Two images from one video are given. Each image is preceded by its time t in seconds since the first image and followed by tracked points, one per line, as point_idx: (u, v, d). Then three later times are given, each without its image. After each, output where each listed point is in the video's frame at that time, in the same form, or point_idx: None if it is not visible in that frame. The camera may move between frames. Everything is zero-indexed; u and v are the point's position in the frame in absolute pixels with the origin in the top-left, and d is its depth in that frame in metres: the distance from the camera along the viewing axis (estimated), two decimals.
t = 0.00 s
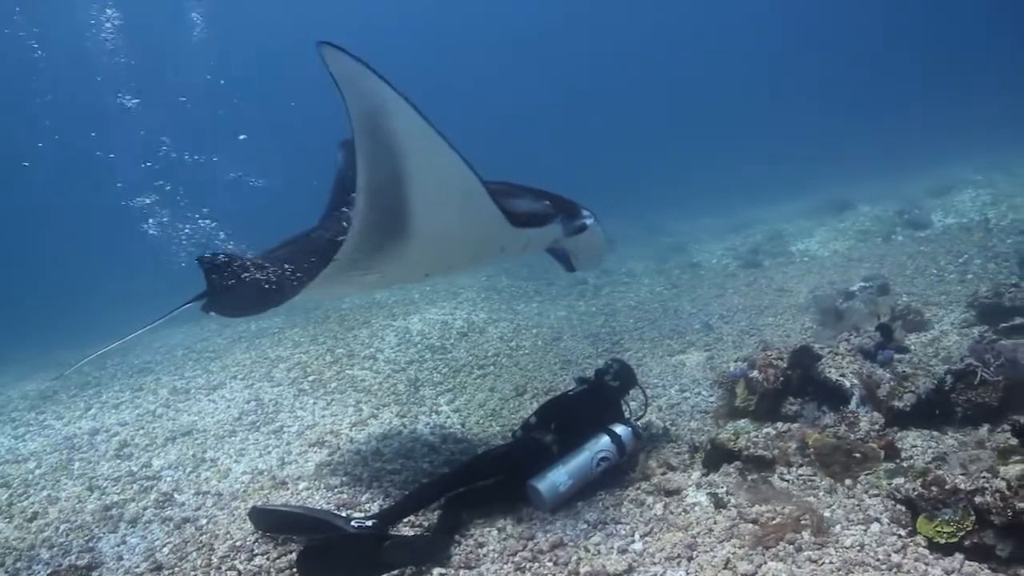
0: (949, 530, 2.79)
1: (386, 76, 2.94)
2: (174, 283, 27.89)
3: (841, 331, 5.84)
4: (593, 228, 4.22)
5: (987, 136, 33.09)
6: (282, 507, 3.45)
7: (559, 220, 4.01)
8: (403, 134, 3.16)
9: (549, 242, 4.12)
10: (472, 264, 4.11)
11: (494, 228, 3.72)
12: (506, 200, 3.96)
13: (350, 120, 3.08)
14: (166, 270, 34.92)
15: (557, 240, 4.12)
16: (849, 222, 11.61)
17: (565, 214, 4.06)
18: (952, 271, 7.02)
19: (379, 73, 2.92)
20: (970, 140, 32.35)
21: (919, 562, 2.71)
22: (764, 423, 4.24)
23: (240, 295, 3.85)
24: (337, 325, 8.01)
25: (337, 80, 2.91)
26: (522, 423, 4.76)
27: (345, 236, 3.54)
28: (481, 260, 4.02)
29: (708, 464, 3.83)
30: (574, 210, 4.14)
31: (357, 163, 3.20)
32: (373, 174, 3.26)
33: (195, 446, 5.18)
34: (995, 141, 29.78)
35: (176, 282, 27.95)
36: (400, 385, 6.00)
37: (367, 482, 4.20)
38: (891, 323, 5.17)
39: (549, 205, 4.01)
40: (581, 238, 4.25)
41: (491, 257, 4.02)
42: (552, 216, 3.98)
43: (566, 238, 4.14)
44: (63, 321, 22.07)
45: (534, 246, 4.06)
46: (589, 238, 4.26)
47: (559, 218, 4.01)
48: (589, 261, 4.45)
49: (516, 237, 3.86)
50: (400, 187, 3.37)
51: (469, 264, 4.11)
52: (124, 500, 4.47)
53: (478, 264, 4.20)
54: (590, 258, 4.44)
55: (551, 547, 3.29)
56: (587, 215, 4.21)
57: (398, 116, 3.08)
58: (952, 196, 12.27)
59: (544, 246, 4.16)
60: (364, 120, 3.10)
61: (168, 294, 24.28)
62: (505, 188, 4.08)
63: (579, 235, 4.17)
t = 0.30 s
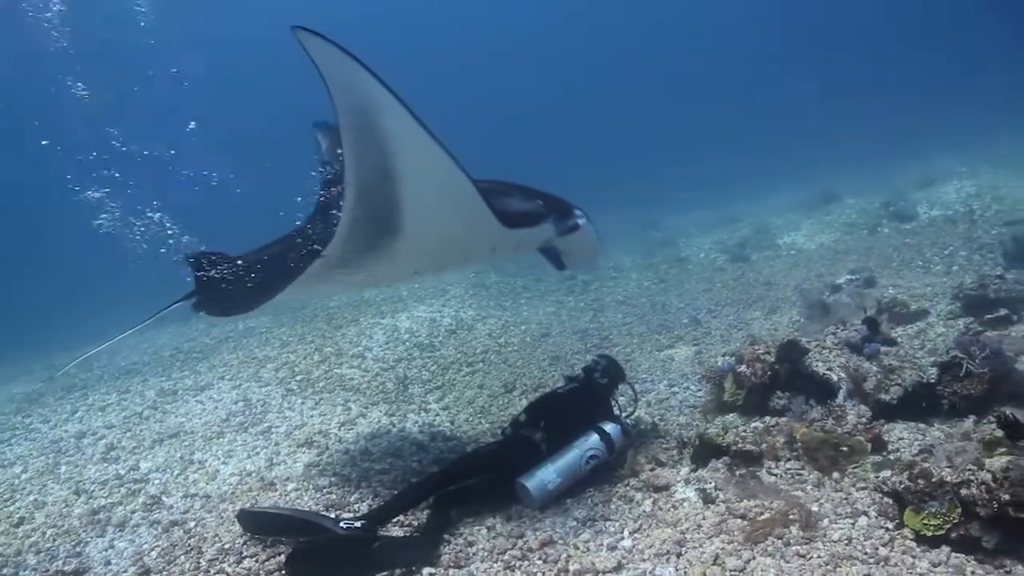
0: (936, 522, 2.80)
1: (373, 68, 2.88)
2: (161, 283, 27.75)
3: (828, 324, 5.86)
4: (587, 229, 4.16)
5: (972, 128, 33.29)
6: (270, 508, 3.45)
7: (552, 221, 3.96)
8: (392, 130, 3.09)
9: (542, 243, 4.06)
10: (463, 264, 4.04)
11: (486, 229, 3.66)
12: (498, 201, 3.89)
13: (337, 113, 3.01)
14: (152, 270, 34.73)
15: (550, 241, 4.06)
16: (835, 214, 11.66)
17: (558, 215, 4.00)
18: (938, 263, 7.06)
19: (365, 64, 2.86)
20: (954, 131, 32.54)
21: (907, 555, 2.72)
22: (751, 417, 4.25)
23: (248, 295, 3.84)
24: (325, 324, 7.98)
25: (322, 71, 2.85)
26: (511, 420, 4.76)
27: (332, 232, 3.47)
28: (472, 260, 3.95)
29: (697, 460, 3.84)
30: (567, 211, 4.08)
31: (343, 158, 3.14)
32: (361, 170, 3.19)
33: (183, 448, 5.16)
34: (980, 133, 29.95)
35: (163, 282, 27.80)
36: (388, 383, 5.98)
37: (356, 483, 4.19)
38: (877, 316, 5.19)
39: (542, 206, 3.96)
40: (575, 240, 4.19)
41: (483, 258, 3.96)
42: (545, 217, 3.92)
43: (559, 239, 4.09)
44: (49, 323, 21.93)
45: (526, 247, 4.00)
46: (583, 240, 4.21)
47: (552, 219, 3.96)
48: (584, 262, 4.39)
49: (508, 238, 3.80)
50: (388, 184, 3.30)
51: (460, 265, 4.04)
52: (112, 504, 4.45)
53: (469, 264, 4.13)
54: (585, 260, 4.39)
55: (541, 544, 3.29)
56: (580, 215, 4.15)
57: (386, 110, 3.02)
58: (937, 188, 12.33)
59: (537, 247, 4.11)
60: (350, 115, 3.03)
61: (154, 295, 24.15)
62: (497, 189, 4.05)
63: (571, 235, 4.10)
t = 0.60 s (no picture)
0: (925, 509, 2.82)
1: (364, 66, 2.85)
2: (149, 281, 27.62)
3: (816, 313, 5.88)
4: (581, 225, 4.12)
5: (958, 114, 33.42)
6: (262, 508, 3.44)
7: (546, 216, 3.92)
8: (384, 129, 3.06)
9: (536, 238, 4.03)
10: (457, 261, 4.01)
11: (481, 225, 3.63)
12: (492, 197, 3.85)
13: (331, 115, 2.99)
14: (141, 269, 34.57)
15: (543, 236, 4.03)
16: (823, 202, 11.69)
17: (551, 210, 3.96)
18: (925, 250, 7.09)
19: (355, 63, 2.84)
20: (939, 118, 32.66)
21: (896, 543, 2.74)
22: (742, 408, 4.29)
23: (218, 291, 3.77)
24: (315, 320, 7.95)
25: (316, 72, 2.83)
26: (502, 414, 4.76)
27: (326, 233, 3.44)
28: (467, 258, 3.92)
29: (687, 451, 3.84)
30: (560, 206, 4.04)
31: (337, 158, 3.11)
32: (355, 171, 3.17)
33: (174, 448, 5.14)
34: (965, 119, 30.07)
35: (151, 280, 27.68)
36: (379, 379, 5.97)
37: (347, 480, 4.18)
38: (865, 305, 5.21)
39: (535, 201, 3.92)
40: (569, 235, 4.15)
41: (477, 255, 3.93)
42: (539, 212, 3.88)
43: (553, 234, 4.05)
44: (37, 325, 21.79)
45: (520, 243, 3.96)
46: (577, 235, 4.17)
47: (545, 214, 3.92)
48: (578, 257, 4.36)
49: (503, 235, 3.77)
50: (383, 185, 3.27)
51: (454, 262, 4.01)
52: (102, 506, 4.43)
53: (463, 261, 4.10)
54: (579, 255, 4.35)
55: (533, 539, 3.29)
56: (574, 210, 4.11)
57: (378, 109, 2.99)
58: (924, 175, 12.37)
59: (530, 243, 4.07)
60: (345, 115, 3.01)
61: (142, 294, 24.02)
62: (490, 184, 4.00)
63: (565, 231, 4.06)
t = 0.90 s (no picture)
0: (920, 503, 2.82)
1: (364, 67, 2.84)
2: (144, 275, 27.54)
3: (811, 307, 5.90)
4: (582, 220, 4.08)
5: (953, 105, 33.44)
6: (260, 506, 3.45)
7: (547, 213, 3.88)
8: (386, 129, 3.05)
9: (536, 235, 3.99)
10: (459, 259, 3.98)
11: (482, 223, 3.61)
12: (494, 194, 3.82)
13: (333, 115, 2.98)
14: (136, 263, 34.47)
15: (545, 232, 3.99)
16: (818, 195, 11.70)
17: (552, 206, 3.93)
18: (919, 242, 7.11)
19: (356, 64, 2.83)
20: (935, 109, 32.68)
21: (891, 538, 2.75)
22: (737, 401, 4.33)
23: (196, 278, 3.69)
24: (311, 315, 7.95)
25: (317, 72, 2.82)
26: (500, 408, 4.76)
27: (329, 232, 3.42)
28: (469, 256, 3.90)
29: (683, 446, 3.86)
30: (560, 202, 4.00)
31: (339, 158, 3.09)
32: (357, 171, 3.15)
33: (171, 444, 5.14)
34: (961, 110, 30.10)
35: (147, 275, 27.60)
36: (375, 374, 5.98)
37: (344, 476, 4.18)
38: (860, 299, 5.22)
39: (536, 198, 3.88)
40: (569, 230, 4.12)
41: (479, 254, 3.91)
42: (540, 209, 3.85)
43: (554, 230, 4.02)
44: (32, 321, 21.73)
45: (521, 240, 3.93)
46: (577, 230, 4.14)
47: (546, 211, 3.88)
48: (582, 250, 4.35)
49: (504, 233, 3.74)
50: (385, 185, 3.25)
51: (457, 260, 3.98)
52: (99, 503, 4.43)
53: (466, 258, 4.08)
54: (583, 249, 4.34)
55: (529, 535, 3.31)
56: (574, 206, 4.07)
57: (379, 110, 2.98)
58: (919, 167, 12.39)
59: (531, 240, 4.04)
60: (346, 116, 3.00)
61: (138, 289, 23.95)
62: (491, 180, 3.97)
63: (566, 227, 4.03)
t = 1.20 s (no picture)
0: (922, 503, 2.82)
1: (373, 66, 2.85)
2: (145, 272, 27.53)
3: (812, 305, 5.89)
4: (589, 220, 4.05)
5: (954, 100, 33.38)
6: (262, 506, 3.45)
7: (553, 213, 3.85)
8: (396, 129, 3.04)
9: (544, 235, 3.96)
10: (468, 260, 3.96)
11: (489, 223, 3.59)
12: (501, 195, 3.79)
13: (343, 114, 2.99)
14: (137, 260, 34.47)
15: (552, 232, 3.96)
16: (820, 190, 11.69)
17: (559, 206, 3.89)
18: (921, 239, 7.10)
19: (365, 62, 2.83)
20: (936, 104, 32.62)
21: (893, 538, 2.75)
22: (739, 399, 4.32)
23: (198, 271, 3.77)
24: (312, 313, 7.95)
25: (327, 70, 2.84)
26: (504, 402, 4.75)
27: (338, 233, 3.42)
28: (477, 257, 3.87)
29: (684, 446, 3.85)
30: (567, 201, 3.96)
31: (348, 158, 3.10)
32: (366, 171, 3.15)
33: (173, 444, 5.15)
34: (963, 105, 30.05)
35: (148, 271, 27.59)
36: (377, 372, 5.98)
37: (346, 476, 4.19)
38: (862, 297, 5.21)
39: (543, 197, 3.85)
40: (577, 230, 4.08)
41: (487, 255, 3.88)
42: (547, 209, 3.81)
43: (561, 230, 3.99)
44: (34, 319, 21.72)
45: (528, 240, 3.90)
46: (584, 229, 4.10)
47: (552, 210, 3.85)
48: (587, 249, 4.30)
49: (511, 234, 3.71)
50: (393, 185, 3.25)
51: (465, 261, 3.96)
52: (102, 503, 4.44)
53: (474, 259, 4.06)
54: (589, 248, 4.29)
55: (531, 535, 3.31)
56: (581, 205, 4.03)
57: (388, 110, 2.97)
58: (920, 162, 12.38)
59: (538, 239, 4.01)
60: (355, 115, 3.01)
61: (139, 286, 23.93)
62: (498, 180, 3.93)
63: (573, 227, 3.99)
